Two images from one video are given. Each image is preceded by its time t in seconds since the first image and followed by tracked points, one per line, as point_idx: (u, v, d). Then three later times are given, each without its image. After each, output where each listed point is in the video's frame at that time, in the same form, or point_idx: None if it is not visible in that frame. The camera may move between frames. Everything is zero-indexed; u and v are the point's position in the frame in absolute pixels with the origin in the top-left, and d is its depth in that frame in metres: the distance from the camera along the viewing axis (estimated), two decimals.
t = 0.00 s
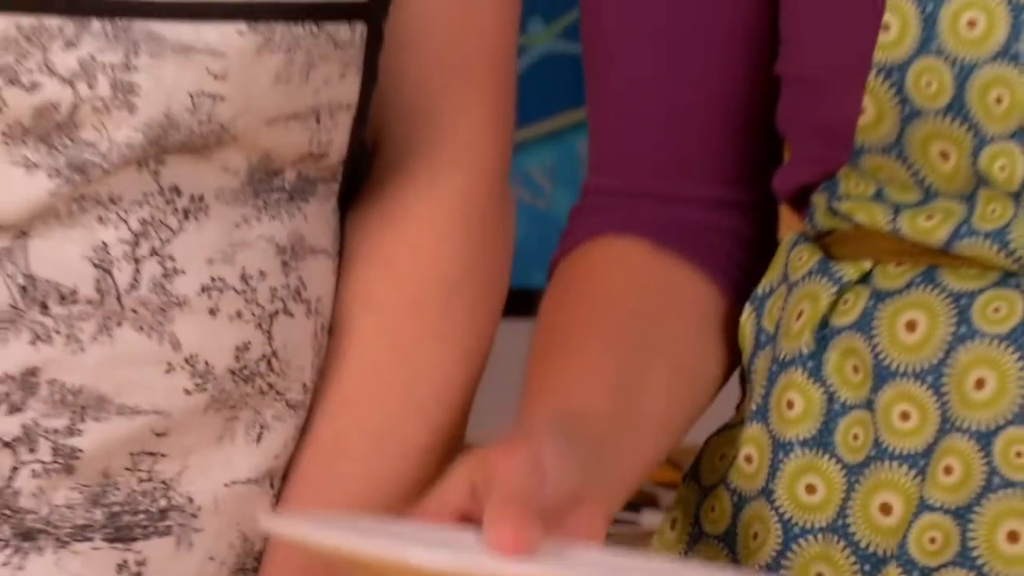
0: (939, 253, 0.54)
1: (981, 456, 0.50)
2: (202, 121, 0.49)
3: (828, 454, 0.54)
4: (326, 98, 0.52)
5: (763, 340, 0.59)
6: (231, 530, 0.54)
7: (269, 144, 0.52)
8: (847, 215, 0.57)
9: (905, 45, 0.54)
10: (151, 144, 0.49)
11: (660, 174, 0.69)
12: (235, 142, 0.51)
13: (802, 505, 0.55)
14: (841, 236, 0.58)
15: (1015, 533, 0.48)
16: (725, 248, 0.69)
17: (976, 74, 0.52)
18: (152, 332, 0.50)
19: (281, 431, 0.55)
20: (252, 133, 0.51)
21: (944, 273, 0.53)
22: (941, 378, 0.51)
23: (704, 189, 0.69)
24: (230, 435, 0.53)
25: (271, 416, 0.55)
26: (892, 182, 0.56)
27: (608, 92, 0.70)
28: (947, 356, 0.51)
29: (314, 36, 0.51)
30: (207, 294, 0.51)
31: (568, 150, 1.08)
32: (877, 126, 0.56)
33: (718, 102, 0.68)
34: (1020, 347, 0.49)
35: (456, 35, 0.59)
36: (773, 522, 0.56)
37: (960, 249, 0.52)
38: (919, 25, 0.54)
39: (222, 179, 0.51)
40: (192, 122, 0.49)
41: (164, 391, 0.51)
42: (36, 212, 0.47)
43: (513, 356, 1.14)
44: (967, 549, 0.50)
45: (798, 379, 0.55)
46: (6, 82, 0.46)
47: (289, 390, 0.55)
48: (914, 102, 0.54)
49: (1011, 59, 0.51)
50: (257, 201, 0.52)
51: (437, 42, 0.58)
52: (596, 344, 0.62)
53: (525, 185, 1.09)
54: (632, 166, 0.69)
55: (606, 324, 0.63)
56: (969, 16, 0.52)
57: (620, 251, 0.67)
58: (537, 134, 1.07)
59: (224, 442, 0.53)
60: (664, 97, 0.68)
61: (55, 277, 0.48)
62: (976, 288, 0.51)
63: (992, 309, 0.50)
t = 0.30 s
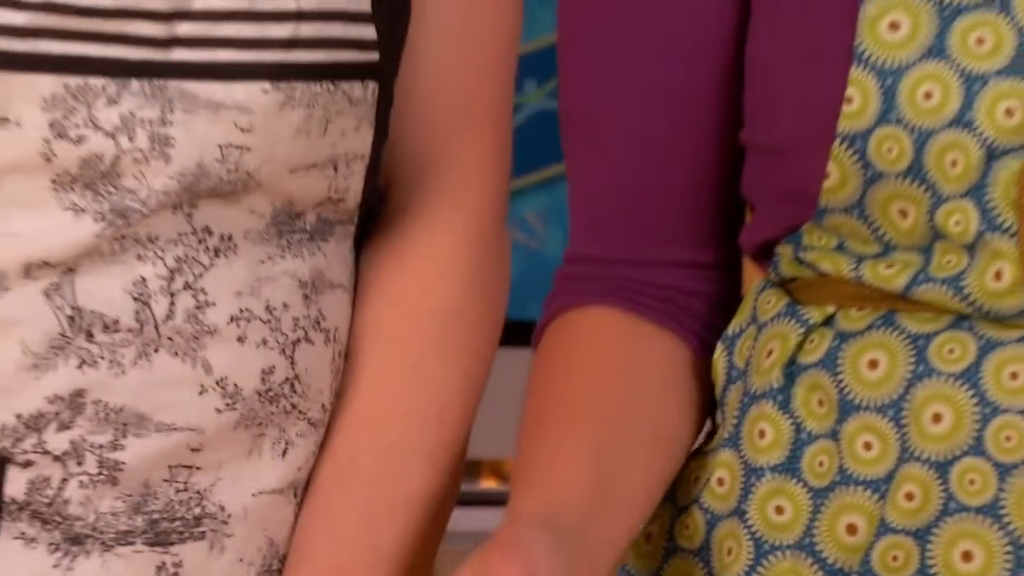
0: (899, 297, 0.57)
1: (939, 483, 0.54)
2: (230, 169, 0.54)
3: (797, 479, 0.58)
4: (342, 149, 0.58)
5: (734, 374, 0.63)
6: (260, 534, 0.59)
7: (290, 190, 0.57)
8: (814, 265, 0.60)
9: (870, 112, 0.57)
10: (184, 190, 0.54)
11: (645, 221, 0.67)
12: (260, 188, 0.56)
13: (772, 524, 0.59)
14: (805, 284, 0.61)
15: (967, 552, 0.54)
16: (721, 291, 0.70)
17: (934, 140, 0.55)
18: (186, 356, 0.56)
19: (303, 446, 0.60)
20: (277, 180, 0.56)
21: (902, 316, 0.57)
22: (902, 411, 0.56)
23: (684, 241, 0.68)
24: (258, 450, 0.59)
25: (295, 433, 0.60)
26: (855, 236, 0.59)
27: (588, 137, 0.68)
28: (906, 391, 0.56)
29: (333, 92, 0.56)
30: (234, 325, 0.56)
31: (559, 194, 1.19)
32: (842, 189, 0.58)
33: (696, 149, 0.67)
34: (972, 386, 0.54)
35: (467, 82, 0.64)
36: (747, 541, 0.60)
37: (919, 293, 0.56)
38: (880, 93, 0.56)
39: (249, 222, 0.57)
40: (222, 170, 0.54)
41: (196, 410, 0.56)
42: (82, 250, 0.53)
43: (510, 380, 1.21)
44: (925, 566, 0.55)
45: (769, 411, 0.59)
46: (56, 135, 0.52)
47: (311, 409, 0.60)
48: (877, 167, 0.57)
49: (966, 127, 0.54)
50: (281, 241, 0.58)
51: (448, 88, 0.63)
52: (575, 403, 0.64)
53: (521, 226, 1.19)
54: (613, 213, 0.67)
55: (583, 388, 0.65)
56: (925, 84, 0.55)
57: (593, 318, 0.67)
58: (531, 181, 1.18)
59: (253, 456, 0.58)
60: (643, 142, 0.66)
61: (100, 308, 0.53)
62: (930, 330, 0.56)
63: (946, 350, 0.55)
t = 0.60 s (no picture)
0: (853, 338, 0.61)
1: (893, 508, 0.58)
2: (252, 209, 0.60)
3: (761, 501, 0.62)
4: (353, 189, 0.63)
5: (701, 405, 0.67)
6: (284, 539, 0.65)
7: (307, 227, 0.63)
8: (773, 305, 0.64)
9: (826, 176, 0.61)
10: (211, 228, 0.60)
11: (618, 259, 0.72)
12: (280, 225, 0.62)
13: (739, 542, 0.62)
14: (764, 321, 0.65)
15: (920, 571, 0.58)
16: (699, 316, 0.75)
17: (885, 201, 0.60)
18: (215, 377, 0.61)
19: (323, 459, 0.66)
20: (295, 218, 0.62)
21: (856, 354, 0.61)
22: (857, 442, 0.59)
23: (653, 280, 0.72)
24: (282, 462, 0.64)
25: (316, 447, 0.65)
26: (811, 280, 0.63)
27: (563, 179, 0.72)
28: (861, 425, 0.59)
29: (342, 138, 0.62)
30: (258, 351, 0.62)
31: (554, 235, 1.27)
32: (800, 242, 0.62)
33: (660, 196, 0.71)
34: (923, 420, 0.58)
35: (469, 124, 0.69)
36: (715, 557, 0.63)
37: (874, 336, 0.60)
38: (836, 158, 0.61)
39: (271, 256, 0.62)
40: (245, 209, 0.60)
41: (225, 425, 0.62)
42: (120, 283, 0.58)
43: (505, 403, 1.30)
44: None
45: (735, 440, 0.63)
46: (95, 178, 0.57)
47: (329, 425, 0.66)
48: (834, 224, 0.61)
49: (915, 189, 0.59)
50: (301, 273, 0.63)
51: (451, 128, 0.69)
52: (564, 430, 0.69)
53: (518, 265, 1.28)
54: (585, 253, 0.72)
55: (570, 418, 0.70)
56: (877, 150, 0.60)
57: (581, 354, 0.72)
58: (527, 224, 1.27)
59: (277, 468, 0.64)
60: (612, 188, 0.70)
61: (137, 334, 0.59)
62: (883, 369, 0.60)
63: (899, 387, 0.59)
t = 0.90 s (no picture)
0: (808, 362, 0.69)
1: (847, 514, 0.66)
2: (277, 247, 0.68)
3: (727, 508, 0.70)
4: (368, 229, 0.71)
5: (672, 420, 0.74)
6: (302, 538, 0.72)
7: (326, 261, 0.70)
8: (738, 331, 0.71)
9: (785, 216, 0.68)
10: (240, 262, 0.67)
11: (595, 285, 0.79)
12: (301, 260, 0.69)
13: (709, 545, 0.70)
14: (727, 344, 0.73)
15: (872, 570, 0.66)
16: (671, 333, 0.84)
17: (838, 241, 0.67)
18: (242, 394, 0.68)
19: (337, 466, 0.73)
20: (315, 255, 0.69)
21: (813, 376, 0.69)
22: (814, 455, 0.67)
23: (623, 303, 0.80)
24: (301, 469, 0.71)
25: (331, 455, 0.73)
26: (769, 308, 0.71)
27: (543, 212, 0.78)
28: (818, 440, 0.67)
29: (359, 183, 0.70)
30: (281, 371, 0.69)
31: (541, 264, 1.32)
32: (762, 272, 0.70)
33: (633, 230, 0.78)
34: (874, 435, 0.66)
35: (468, 164, 0.78)
36: (687, 558, 0.71)
37: (828, 361, 0.68)
38: (795, 200, 0.68)
39: (292, 286, 0.70)
40: (270, 247, 0.67)
41: (251, 437, 0.69)
42: (158, 311, 0.65)
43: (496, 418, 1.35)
44: None
45: (705, 453, 0.71)
46: (135, 220, 0.64)
47: (343, 436, 0.73)
48: (792, 258, 0.68)
49: (866, 229, 0.67)
50: (318, 301, 0.71)
51: (452, 167, 0.77)
52: (550, 442, 0.77)
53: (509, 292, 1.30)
54: (565, 279, 0.79)
55: (549, 427, 0.77)
56: (832, 194, 0.67)
57: (555, 366, 0.79)
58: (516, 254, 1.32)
59: (297, 474, 0.71)
60: (589, 222, 0.77)
61: (172, 356, 0.66)
62: (837, 390, 0.68)
63: (851, 406, 0.67)
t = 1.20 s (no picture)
0: (779, 372, 0.76)
1: (812, 511, 0.72)
2: (299, 270, 0.74)
3: (705, 505, 0.76)
4: (379, 254, 0.79)
5: (657, 425, 0.82)
6: (322, 536, 0.78)
7: (343, 284, 0.77)
8: (715, 343, 0.79)
9: (756, 235, 0.75)
10: (265, 285, 0.74)
11: (583, 298, 0.86)
12: (320, 282, 0.76)
13: (688, 538, 0.76)
14: (708, 357, 0.80)
15: (834, 562, 0.72)
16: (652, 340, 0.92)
17: (804, 258, 0.74)
18: (268, 405, 0.74)
19: (353, 470, 0.79)
20: (332, 278, 0.76)
21: (782, 387, 0.75)
22: (783, 457, 0.74)
23: (607, 308, 0.87)
24: (320, 473, 0.77)
25: (348, 461, 0.79)
26: (744, 320, 0.78)
27: (537, 222, 0.85)
28: (786, 444, 0.74)
29: (373, 213, 0.77)
30: (302, 385, 0.75)
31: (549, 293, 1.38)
32: (736, 285, 0.76)
33: (617, 243, 0.85)
34: (836, 440, 0.72)
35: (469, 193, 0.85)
36: (669, 550, 0.77)
37: (795, 370, 0.75)
38: (765, 220, 0.74)
39: (313, 307, 0.76)
40: (292, 270, 0.74)
41: (276, 444, 0.75)
42: (191, 329, 0.72)
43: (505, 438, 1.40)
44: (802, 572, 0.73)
45: (686, 456, 0.77)
46: (171, 246, 0.71)
47: (359, 443, 0.80)
48: (762, 273, 0.75)
49: (829, 247, 0.73)
50: (336, 320, 0.78)
51: (454, 199, 0.84)
52: (553, 435, 0.84)
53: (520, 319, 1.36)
54: (556, 291, 0.86)
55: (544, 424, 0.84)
56: (799, 215, 0.74)
57: (550, 364, 0.86)
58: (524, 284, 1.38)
59: (316, 478, 0.77)
60: (577, 235, 0.84)
61: (206, 371, 0.73)
62: (804, 399, 0.74)
63: (816, 413, 0.73)
